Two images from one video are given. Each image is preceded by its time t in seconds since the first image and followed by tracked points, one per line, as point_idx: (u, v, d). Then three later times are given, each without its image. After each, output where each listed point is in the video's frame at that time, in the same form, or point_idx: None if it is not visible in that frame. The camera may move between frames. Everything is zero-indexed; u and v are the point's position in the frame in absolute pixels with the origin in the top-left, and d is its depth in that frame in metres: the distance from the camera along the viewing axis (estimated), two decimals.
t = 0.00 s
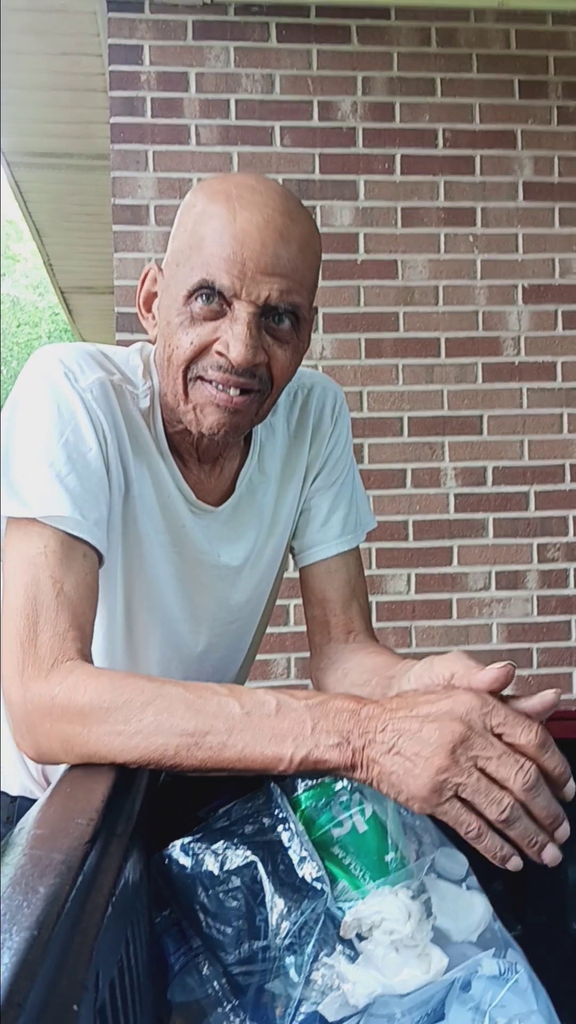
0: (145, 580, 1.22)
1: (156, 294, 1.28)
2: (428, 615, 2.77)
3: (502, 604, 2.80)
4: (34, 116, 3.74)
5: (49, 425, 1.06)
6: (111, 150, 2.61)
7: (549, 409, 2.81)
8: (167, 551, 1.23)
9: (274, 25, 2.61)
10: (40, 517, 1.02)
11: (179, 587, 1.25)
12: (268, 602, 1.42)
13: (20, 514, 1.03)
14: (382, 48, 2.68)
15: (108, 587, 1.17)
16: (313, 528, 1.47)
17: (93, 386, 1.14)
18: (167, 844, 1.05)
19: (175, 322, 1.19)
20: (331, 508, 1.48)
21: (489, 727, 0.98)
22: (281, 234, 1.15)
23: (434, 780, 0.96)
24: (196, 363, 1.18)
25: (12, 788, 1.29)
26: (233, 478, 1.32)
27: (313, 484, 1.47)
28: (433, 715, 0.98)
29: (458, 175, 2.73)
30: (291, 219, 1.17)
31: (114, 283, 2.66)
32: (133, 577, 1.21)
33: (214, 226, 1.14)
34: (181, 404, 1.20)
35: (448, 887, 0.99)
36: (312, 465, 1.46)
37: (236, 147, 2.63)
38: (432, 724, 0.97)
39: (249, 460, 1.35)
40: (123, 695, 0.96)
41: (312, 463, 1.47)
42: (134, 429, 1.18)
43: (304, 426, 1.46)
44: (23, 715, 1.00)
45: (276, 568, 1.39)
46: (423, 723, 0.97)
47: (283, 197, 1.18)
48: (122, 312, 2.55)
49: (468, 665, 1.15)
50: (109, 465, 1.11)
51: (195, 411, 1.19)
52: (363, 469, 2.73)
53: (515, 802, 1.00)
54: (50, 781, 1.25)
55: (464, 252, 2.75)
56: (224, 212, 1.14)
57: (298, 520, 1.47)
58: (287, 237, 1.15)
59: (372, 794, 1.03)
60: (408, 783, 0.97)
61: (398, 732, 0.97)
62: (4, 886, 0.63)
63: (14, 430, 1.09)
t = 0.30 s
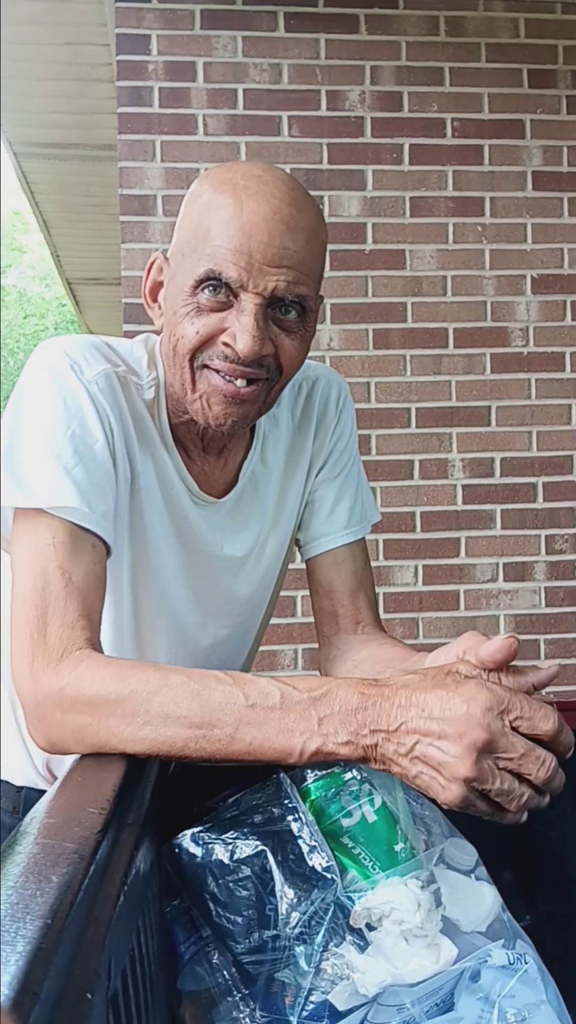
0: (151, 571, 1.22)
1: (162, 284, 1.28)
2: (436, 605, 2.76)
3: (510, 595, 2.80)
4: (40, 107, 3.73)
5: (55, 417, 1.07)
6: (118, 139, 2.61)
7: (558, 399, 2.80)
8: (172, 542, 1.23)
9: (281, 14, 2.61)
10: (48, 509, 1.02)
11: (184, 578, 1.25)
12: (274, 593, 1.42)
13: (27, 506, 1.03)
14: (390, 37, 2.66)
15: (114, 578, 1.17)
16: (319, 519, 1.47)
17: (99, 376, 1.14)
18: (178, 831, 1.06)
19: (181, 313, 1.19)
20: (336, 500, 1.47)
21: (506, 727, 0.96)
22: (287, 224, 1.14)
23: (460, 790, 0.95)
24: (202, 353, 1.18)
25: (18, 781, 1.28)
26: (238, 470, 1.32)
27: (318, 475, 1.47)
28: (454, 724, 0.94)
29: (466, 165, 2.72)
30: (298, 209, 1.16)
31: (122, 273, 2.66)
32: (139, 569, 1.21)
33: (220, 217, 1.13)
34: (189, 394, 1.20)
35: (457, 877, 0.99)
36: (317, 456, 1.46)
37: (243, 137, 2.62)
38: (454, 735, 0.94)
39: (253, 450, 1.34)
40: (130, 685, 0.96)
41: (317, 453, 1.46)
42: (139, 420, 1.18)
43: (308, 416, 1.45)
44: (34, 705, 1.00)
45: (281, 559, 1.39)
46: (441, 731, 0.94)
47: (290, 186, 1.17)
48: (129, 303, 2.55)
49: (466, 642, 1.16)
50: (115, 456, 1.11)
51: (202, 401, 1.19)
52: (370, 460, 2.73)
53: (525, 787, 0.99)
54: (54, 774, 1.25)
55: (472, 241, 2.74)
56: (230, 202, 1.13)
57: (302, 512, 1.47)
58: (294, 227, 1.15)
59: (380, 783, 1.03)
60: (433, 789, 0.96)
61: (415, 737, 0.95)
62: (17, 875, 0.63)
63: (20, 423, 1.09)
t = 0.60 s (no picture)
0: (154, 566, 1.22)
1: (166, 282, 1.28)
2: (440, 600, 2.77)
3: (515, 591, 2.79)
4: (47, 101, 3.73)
5: (58, 413, 1.07)
6: (125, 132, 2.64)
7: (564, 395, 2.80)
8: (174, 538, 1.23)
9: (288, 8, 2.62)
10: (52, 504, 1.02)
11: (186, 574, 1.25)
12: (277, 589, 1.43)
13: (31, 502, 1.03)
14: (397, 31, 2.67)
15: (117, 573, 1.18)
16: (320, 515, 1.47)
17: (101, 372, 1.14)
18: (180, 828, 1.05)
19: (184, 314, 1.18)
20: (338, 497, 1.47)
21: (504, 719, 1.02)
22: (291, 227, 1.12)
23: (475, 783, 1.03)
24: (205, 354, 1.18)
25: (20, 772, 1.29)
26: (240, 466, 1.32)
27: (319, 473, 1.47)
28: (474, 737, 0.99)
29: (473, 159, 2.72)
30: (303, 211, 1.14)
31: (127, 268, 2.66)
32: (141, 564, 1.21)
33: (225, 220, 1.12)
34: (191, 393, 1.19)
35: (461, 874, 0.99)
36: (318, 453, 1.46)
37: (250, 131, 2.67)
38: (473, 744, 0.99)
39: (255, 447, 1.34)
40: (125, 683, 0.95)
41: (319, 450, 1.46)
42: (141, 417, 1.18)
43: (310, 413, 1.45)
44: (38, 699, 1.00)
45: (284, 555, 1.39)
46: (458, 741, 0.99)
47: (295, 187, 1.15)
48: (136, 298, 2.55)
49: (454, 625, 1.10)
50: (118, 451, 1.12)
51: (203, 401, 1.19)
52: (376, 455, 2.83)
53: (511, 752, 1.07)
54: (56, 767, 1.25)
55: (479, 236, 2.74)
56: (235, 205, 1.12)
57: (304, 508, 1.47)
58: (299, 231, 1.13)
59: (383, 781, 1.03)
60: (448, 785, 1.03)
61: (426, 746, 0.98)
62: (21, 869, 0.64)
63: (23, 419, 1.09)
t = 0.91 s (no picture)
0: (153, 565, 1.22)
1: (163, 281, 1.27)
2: (441, 602, 2.76)
3: (516, 593, 2.80)
4: (52, 99, 3.72)
5: (57, 412, 1.07)
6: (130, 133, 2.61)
7: (567, 397, 2.79)
8: (175, 538, 1.23)
9: (294, 8, 2.60)
10: (50, 504, 1.02)
11: (187, 574, 1.25)
12: (278, 589, 1.42)
13: (29, 502, 1.03)
14: (403, 31, 2.66)
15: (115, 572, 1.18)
16: (323, 516, 1.47)
17: (100, 372, 1.14)
18: (182, 828, 1.06)
19: (180, 313, 1.18)
20: (340, 498, 1.47)
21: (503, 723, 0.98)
22: (288, 228, 1.12)
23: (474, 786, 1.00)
24: (201, 353, 1.18)
25: (21, 771, 1.29)
26: (240, 466, 1.32)
27: (322, 473, 1.47)
28: (472, 736, 0.97)
29: (478, 161, 2.71)
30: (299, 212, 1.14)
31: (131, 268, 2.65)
32: (141, 564, 1.22)
33: (221, 221, 1.12)
34: (188, 393, 1.20)
35: (463, 876, 0.99)
36: (321, 453, 1.46)
37: (255, 132, 2.61)
38: (472, 744, 0.97)
39: (256, 447, 1.34)
40: (124, 683, 0.95)
41: (322, 451, 1.46)
42: (141, 416, 1.18)
43: (313, 413, 1.45)
44: (39, 698, 1.01)
45: (286, 555, 1.38)
46: (457, 740, 0.97)
47: (291, 187, 1.15)
48: (139, 298, 2.54)
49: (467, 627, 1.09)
50: (117, 450, 1.11)
51: (200, 401, 1.19)
52: (379, 456, 2.73)
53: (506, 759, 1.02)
54: (58, 765, 1.25)
55: (483, 238, 2.73)
56: (231, 205, 1.12)
57: (306, 509, 1.48)
58: (295, 231, 1.13)
59: (385, 782, 1.03)
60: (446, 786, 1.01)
61: (426, 743, 0.97)
62: (24, 869, 0.64)
63: (22, 418, 1.09)
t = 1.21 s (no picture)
0: (153, 565, 1.22)
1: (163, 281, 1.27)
2: (441, 603, 2.77)
3: (516, 595, 2.79)
4: (55, 99, 3.73)
5: (58, 411, 1.07)
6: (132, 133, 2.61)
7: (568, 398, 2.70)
8: (175, 538, 1.23)
9: (296, 9, 2.60)
10: (50, 503, 1.02)
11: (187, 574, 1.25)
12: (278, 589, 1.42)
13: (29, 501, 1.03)
14: (406, 33, 2.62)
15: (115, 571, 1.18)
16: (324, 517, 1.47)
17: (101, 372, 1.13)
18: (181, 829, 1.06)
19: (183, 313, 1.18)
20: (342, 498, 1.47)
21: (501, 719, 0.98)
22: (290, 225, 1.12)
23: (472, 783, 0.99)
24: (205, 352, 1.18)
25: (22, 771, 1.29)
26: (242, 465, 1.32)
27: (324, 474, 1.47)
28: (470, 730, 0.96)
29: (480, 161, 2.67)
30: (300, 209, 1.14)
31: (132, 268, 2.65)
32: (142, 564, 1.22)
33: (222, 219, 1.12)
34: (192, 393, 1.20)
35: (461, 879, 0.99)
36: (323, 454, 1.46)
37: (257, 133, 2.62)
38: (470, 738, 0.96)
39: (258, 447, 1.34)
40: (124, 684, 0.95)
41: (323, 452, 1.46)
42: (141, 416, 1.18)
43: (315, 414, 1.45)
44: (38, 699, 1.01)
45: (286, 555, 1.39)
46: (455, 735, 0.96)
47: (291, 184, 1.15)
48: (140, 298, 2.54)
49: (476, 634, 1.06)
50: (117, 450, 1.12)
51: (205, 400, 1.19)
52: (380, 457, 2.74)
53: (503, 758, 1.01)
54: (59, 765, 1.25)
55: (485, 239, 2.69)
56: (233, 203, 1.12)
57: (308, 510, 1.48)
58: (297, 227, 1.13)
59: (385, 782, 1.04)
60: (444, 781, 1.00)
61: (424, 738, 0.97)
62: (22, 870, 0.64)
63: (22, 417, 1.09)
